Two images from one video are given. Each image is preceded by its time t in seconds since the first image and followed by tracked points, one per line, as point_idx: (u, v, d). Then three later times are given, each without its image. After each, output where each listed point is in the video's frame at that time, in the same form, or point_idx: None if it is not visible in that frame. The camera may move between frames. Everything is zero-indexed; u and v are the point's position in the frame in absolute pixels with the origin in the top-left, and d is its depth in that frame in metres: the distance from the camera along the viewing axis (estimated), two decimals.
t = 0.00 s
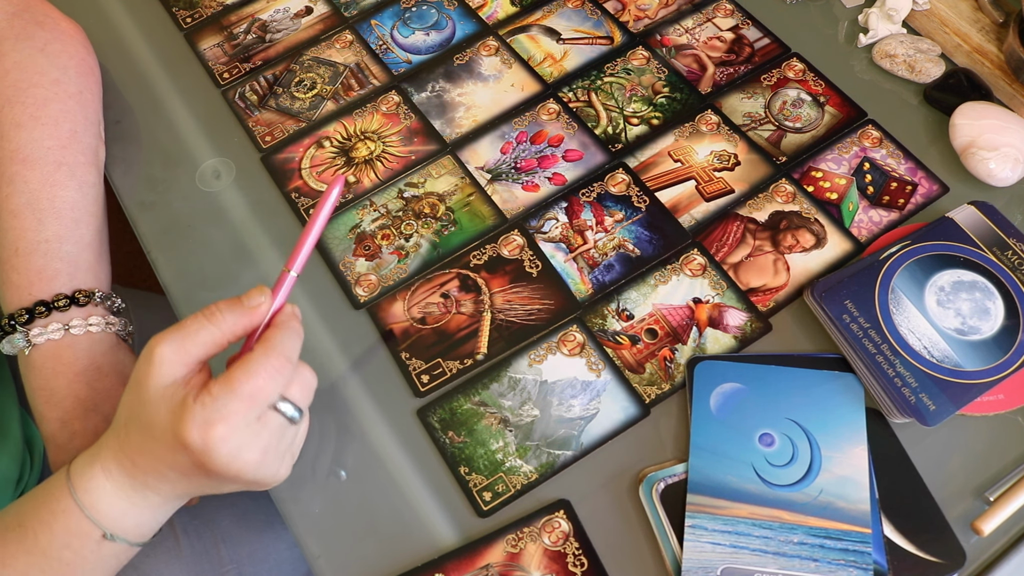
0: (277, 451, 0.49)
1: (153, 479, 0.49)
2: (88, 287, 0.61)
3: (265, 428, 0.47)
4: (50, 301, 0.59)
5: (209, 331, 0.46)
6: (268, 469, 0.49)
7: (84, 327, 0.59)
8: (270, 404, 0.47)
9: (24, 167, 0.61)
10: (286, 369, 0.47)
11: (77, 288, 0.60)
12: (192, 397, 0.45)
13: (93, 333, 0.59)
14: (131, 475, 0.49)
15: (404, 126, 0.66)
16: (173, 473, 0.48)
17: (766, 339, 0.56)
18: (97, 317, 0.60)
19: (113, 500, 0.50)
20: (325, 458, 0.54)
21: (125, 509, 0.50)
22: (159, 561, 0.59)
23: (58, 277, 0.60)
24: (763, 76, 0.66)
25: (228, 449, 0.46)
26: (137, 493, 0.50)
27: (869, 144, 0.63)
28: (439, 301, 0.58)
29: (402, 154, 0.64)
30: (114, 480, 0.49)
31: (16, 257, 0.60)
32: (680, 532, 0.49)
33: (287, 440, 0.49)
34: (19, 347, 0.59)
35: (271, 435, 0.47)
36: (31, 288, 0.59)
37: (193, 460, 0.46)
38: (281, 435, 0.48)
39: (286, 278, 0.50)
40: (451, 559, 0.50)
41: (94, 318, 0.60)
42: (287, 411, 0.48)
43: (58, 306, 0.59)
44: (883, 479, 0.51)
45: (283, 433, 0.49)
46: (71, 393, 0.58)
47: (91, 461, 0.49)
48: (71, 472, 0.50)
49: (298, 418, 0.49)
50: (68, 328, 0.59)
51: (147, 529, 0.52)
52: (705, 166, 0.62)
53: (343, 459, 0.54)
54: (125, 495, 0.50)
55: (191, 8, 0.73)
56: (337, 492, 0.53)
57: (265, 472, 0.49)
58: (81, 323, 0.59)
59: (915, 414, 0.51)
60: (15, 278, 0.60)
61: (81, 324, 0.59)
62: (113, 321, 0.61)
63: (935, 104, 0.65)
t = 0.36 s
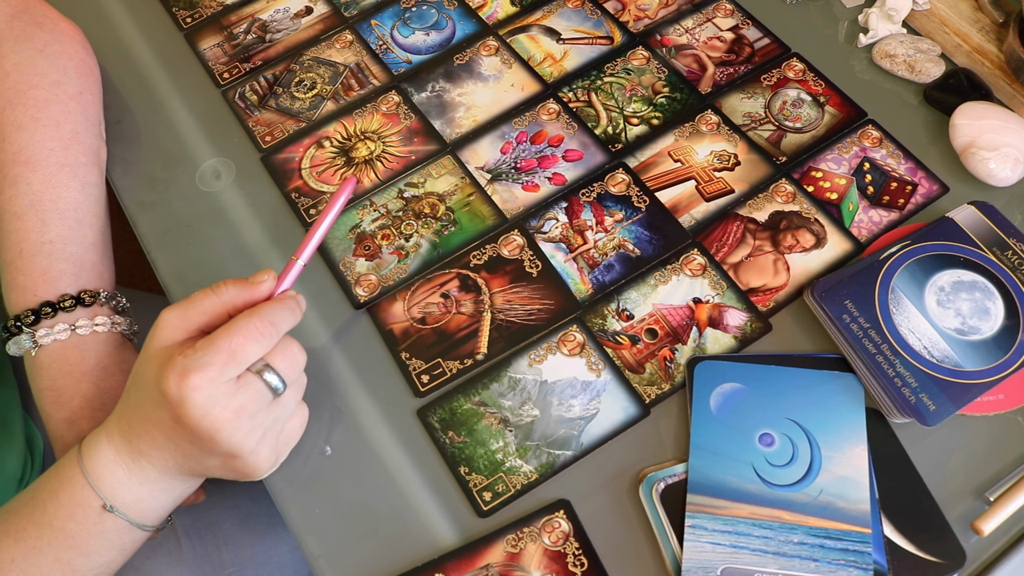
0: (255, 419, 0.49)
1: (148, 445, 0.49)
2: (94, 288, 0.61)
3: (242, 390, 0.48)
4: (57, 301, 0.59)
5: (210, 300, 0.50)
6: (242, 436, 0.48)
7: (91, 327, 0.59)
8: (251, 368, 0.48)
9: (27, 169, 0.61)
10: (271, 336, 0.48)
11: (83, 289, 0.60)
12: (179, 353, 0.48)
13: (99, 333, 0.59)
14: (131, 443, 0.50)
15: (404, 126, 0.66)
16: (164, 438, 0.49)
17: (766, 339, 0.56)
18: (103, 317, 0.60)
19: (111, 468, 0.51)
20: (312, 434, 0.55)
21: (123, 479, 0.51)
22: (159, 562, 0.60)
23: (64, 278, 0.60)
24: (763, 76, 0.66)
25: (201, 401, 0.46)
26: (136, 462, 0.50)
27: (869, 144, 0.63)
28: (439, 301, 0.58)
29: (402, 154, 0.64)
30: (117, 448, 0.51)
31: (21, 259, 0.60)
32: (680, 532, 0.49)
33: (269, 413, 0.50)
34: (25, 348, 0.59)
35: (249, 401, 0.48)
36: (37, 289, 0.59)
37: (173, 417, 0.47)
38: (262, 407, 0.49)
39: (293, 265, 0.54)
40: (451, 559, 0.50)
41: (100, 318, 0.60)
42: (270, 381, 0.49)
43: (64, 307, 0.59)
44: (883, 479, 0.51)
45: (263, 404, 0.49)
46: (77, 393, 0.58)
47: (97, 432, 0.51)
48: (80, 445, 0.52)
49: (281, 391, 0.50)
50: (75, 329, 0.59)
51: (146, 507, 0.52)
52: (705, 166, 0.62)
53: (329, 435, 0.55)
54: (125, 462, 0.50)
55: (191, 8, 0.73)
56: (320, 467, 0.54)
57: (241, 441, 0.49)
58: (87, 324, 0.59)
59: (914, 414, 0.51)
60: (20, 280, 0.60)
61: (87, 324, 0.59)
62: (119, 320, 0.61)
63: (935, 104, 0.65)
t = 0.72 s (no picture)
0: (252, 418, 0.49)
1: (149, 444, 0.50)
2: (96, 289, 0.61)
3: (240, 388, 0.48)
4: (59, 302, 0.59)
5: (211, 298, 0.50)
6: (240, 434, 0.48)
7: (93, 327, 0.59)
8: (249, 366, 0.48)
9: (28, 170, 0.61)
10: (269, 334, 0.48)
11: (85, 289, 0.61)
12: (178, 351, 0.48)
13: (101, 334, 0.59)
14: (132, 441, 0.50)
15: (404, 126, 0.66)
16: (164, 436, 0.49)
17: (766, 339, 0.56)
18: (105, 318, 0.60)
19: (113, 466, 0.51)
20: (311, 434, 0.55)
21: (125, 478, 0.51)
22: (161, 564, 0.59)
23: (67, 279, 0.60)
24: (763, 75, 0.66)
25: (199, 399, 0.46)
26: (137, 462, 0.50)
27: (869, 144, 0.63)
28: (439, 301, 0.58)
29: (402, 154, 0.64)
30: (118, 447, 0.51)
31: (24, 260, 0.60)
32: (681, 532, 0.49)
33: (268, 412, 0.50)
34: (28, 350, 0.59)
35: (247, 400, 0.48)
36: (40, 290, 0.59)
37: (171, 415, 0.48)
38: (260, 405, 0.49)
39: (294, 265, 0.54)
40: (451, 559, 0.50)
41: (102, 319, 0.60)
42: (269, 379, 0.49)
43: (66, 308, 0.59)
44: (883, 479, 0.51)
45: (262, 403, 0.49)
46: (79, 394, 0.58)
47: (100, 432, 0.51)
48: (83, 445, 0.52)
49: (280, 390, 0.50)
50: (77, 330, 0.59)
51: (148, 506, 0.52)
52: (705, 166, 0.62)
53: (328, 434, 0.55)
54: (126, 462, 0.51)
55: (191, 8, 0.73)
56: (320, 467, 0.54)
57: (239, 439, 0.49)
58: (89, 325, 0.59)
59: (914, 414, 0.51)
60: (23, 282, 0.60)
61: (89, 325, 0.59)
62: (122, 321, 0.61)
63: (935, 104, 0.64)
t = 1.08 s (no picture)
0: (254, 423, 0.49)
1: (150, 446, 0.49)
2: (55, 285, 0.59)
3: (242, 393, 0.48)
4: (13, 297, 0.57)
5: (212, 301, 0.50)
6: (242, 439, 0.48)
7: (47, 324, 0.57)
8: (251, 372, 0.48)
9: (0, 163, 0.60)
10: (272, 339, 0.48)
11: (44, 285, 0.58)
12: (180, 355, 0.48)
13: (57, 332, 0.57)
14: (133, 442, 0.50)
15: (405, 126, 0.66)
16: (165, 438, 0.49)
17: (766, 339, 0.56)
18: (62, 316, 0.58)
19: (114, 467, 0.50)
20: (313, 436, 0.55)
21: (127, 478, 0.50)
22: (160, 564, 0.58)
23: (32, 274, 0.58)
24: (763, 75, 0.66)
25: (201, 404, 0.46)
26: (139, 463, 0.50)
27: (869, 144, 0.63)
28: (439, 301, 0.58)
29: (402, 154, 0.64)
30: (119, 446, 0.50)
31: None
32: (681, 532, 0.49)
33: (269, 416, 0.50)
34: None
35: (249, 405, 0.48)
36: None
37: (173, 419, 0.47)
38: (261, 410, 0.49)
39: (297, 267, 0.54)
40: (451, 559, 0.50)
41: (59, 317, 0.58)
42: (270, 384, 0.49)
43: (24, 302, 0.57)
44: (883, 479, 0.51)
45: (263, 408, 0.49)
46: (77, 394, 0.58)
47: (100, 431, 0.51)
48: (83, 442, 0.52)
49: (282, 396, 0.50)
50: (31, 326, 0.56)
51: (150, 506, 0.52)
52: (705, 165, 0.62)
53: (330, 435, 0.55)
54: (127, 462, 0.50)
55: (191, 8, 0.73)
56: (320, 467, 0.54)
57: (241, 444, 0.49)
58: (46, 322, 0.57)
59: (914, 414, 0.51)
60: None
61: (45, 322, 0.57)
62: (78, 321, 0.59)
63: (936, 104, 0.64)
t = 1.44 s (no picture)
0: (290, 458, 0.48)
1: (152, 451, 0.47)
2: None
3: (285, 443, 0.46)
4: None
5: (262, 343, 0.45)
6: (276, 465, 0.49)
7: None
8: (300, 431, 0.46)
9: None
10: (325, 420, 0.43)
11: None
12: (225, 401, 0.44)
13: None
14: (132, 445, 0.47)
15: (404, 126, 0.66)
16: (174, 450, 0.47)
17: (766, 338, 0.56)
18: None
19: (115, 467, 0.48)
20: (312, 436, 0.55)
21: (126, 474, 0.49)
22: (159, 560, 0.57)
23: None
24: (763, 75, 0.66)
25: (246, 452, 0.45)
26: (140, 463, 0.48)
27: (869, 144, 0.63)
28: (439, 300, 0.58)
29: (402, 153, 0.64)
30: (118, 446, 0.48)
31: None
32: (681, 532, 0.49)
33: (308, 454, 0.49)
34: None
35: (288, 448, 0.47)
36: None
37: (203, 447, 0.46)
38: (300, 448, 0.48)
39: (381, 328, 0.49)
40: (450, 559, 0.50)
41: None
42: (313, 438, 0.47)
43: None
44: (883, 479, 0.50)
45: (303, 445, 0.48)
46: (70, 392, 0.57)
47: (87, 422, 0.48)
48: (64, 430, 0.48)
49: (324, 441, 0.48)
50: None
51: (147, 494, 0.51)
52: (705, 165, 0.62)
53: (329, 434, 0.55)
54: (128, 462, 0.48)
55: (191, 7, 0.73)
56: (320, 466, 0.54)
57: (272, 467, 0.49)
58: None
59: (914, 414, 0.51)
60: None
61: None
62: None
63: (935, 104, 0.64)
